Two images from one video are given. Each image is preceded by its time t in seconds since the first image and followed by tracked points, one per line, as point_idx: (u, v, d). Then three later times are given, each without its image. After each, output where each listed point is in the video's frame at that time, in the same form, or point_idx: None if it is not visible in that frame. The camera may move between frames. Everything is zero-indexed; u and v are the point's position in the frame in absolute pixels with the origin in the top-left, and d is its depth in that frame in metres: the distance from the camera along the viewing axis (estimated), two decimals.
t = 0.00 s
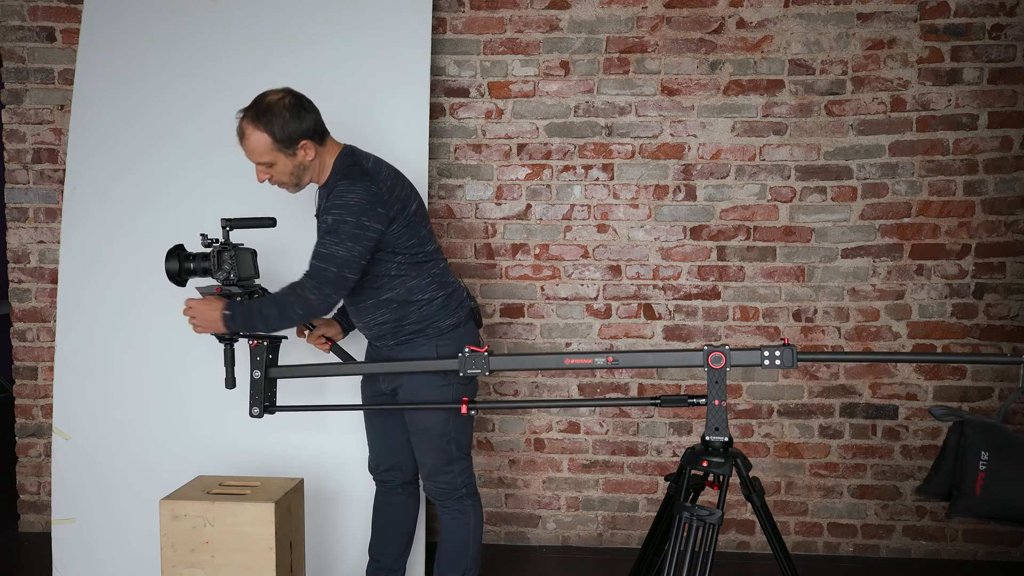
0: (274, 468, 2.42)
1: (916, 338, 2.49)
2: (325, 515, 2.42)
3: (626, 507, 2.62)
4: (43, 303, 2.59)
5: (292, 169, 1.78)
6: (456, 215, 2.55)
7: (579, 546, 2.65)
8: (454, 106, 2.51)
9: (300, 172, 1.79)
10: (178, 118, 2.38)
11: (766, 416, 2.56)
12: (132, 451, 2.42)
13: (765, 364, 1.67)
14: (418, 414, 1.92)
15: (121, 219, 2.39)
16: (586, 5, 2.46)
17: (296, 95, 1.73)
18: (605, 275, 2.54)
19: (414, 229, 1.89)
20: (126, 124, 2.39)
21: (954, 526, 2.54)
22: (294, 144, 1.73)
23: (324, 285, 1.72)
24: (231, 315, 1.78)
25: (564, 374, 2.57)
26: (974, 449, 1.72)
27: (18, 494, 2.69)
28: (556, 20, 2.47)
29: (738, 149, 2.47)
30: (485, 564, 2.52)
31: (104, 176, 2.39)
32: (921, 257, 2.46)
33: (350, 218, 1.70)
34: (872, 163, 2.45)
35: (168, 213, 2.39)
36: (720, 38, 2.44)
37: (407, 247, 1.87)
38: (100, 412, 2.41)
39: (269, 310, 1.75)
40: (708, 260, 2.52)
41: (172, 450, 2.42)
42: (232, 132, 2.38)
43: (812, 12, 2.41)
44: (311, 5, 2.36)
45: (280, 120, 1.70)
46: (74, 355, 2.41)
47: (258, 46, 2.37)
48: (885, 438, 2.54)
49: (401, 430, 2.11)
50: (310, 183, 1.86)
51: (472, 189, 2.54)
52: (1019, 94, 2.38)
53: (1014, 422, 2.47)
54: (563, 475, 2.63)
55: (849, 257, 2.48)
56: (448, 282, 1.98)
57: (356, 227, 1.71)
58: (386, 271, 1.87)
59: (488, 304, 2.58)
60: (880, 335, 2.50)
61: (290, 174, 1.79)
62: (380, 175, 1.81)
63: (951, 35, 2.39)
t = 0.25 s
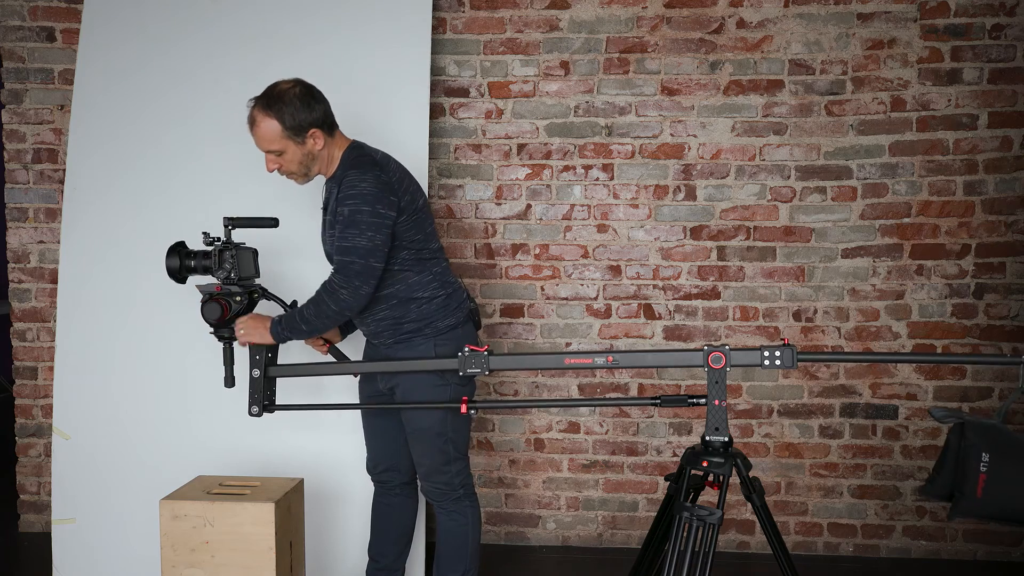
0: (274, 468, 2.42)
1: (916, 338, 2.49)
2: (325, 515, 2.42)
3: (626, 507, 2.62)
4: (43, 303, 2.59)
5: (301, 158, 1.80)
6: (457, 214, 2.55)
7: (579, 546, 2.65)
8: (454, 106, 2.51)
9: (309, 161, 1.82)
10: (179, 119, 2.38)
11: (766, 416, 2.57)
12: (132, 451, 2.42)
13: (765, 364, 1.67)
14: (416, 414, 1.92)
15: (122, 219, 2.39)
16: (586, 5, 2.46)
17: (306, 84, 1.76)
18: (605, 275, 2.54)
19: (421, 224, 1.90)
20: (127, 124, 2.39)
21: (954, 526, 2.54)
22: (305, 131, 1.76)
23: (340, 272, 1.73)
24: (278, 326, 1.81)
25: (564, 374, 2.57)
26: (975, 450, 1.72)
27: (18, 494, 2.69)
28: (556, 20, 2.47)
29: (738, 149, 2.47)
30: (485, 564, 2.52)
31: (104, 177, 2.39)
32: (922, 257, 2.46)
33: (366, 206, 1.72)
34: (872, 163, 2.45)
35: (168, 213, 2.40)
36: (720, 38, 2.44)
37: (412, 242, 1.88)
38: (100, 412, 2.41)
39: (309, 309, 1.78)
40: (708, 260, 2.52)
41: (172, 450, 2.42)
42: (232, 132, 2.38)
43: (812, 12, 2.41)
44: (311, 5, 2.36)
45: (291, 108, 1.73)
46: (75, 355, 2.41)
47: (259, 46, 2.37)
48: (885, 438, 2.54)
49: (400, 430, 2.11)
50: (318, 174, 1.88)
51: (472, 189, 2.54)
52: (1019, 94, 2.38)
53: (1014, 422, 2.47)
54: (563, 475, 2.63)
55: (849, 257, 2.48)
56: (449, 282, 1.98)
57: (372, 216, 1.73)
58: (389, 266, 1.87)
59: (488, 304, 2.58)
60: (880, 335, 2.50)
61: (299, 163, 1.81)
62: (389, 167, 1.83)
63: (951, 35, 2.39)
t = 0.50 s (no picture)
0: (274, 468, 2.42)
1: (916, 338, 2.49)
2: (324, 515, 2.42)
3: (626, 507, 2.63)
4: (43, 303, 2.59)
5: (311, 150, 1.81)
6: (456, 214, 2.55)
7: (579, 546, 2.65)
8: (454, 106, 2.51)
9: (318, 153, 1.83)
10: (179, 118, 2.38)
11: (766, 416, 2.57)
12: (133, 451, 2.42)
13: (765, 365, 1.67)
14: (414, 413, 1.92)
15: (121, 219, 2.39)
16: (586, 5, 2.46)
17: (318, 77, 1.78)
18: (605, 275, 2.54)
19: (425, 223, 1.91)
20: (127, 124, 2.39)
21: (954, 526, 2.54)
22: (315, 123, 1.77)
23: (338, 263, 1.75)
24: (271, 314, 1.83)
25: (564, 374, 2.58)
26: (974, 452, 1.72)
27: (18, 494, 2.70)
28: (556, 20, 2.47)
29: (738, 149, 2.47)
30: (485, 564, 2.52)
31: (104, 176, 2.39)
32: (922, 257, 2.46)
33: (368, 199, 1.74)
34: (872, 163, 2.45)
35: (168, 213, 2.40)
36: (720, 38, 2.44)
37: (415, 240, 1.89)
38: (100, 411, 2.41)
39: (302, 300, 1.80)
40: (708, 260, 2.52)
41: (172, 450, 2.42)
42: (232, 132, 2.38)
43: (812, 12, 2.41)
44: (311, 5, 2.36)
45: (303, 99, 1.74)
46: (75, 356, 2.41)
47: (259, 46, 2.37)
48: (885, 438, 2.54)
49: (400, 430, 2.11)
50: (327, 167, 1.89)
51: (472, 189, 2.54)
52: (1019, 94, 2.38)
53: (1014, 422, 2.47)
54: (563, 475, 2.63)
55: (849, 257, 2.48)
56: (449, 283, 1.98)
57: (374, 210, 1.74)
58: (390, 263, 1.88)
59: (488, 304, 2.58)
60: (880, 335, 2.50)
61: (309, 155, 1.82)
62: (396, 164, 1.85)
63: (951, 35, 2.39)
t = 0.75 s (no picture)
0: (275, 467, 2.42)
1: (916, 338, 2.49)
2: (325, 515, 2.42)
3: (626, 507, 2.62)
4: (43, 303, 2.59)
5: (318, 145, 1.84)
6: (457, 214, 2.55)
7: (579, 546, 2.65)
8: (454, 106, 2.51)
9: (324, 149, 1.85)
10: (179, 118, 2.38)
11: (766, 416, 2.56)
12: (133, 451, 2.42)
13: (765, 365, 1.67)
14: (413, 412, 1.92)
15: (121, 219, 2.39)
16: (586, 5, 2.46)
17: (326, 74, 1.80)
18: (605, 275, 2.54)
19: (428, 222, 1.92)
20: (127, 124, 2.39)
21: (954, 526, 2.54)
22: (324, 119, 1.80)
23: (332, 253, 1.75)
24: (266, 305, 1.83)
25: (564, 374, 2.57)
26: (972, 454, 1.71)
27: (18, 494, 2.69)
28: (556, 20, 2.47)
29: (738, 149, 2.47)
30: (485, 564, 2.52)
31: (104, 176, 2.39)
32: (921, 257, 2.46)
33: (371, 193, 1.75)
34: (872, 163, 2.45)
35: (168, 213, 2.40)
36: (720, 38, 2.44)
37: (417, 238, 1.89)
38: (100, 411, 2.41)
39: (296, 290, 1.80)
40: (708, 260, 2.52)
41: (172, 450, 2.42)
42: (231, 133, 2.38)
43: (812, 12, 2.41)
44: (312, 5, 2.37)
45: (311, 95, 1.77)
46: (75, 356, 2.41)
47: (258, 45, 2.37)
48: (885, 438, 2.54)
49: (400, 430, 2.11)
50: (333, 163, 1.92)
51: (472, 189, 2.54)
52: (1019, 94, 2.38)
53: (1014, 422, 2.47)
54: (563, 475, 2.63)
55: (849, 257, 2.48)
56: (450, 283, 1.98)
57: (378, 204, 1.75)
58: (392, 261, 1.88)
59: (488, 304, 2.58)
60: (880, 335, 2.50)
61: (315, 150, 1.84)
62: (402, 161, 1.86)
63: (951, 35, 2.39)
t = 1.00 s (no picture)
0: (275, 467, 2.42)
1: (916, 338, 2.49)
2: (325, 515, 2.42)
3: (626, 507, 2.62)
4: (43, 303, 2.59)
5: (325, 140, 1.84)
6: (457, 214, 2.55)
7: (579, 546, 2.65)
8: (454, 106, 2.51)
9: (332, 145, 1.86)
10: (179, 119, 2.38)
11: (766, 416, 2.57)
12: (133, 451, 2.42)
13: (765, 365, 1.67)
14: (413, 413, 1.92)
15: (121, 220, 2.39)
16: (586, 5, 2.46)
17: (337, 69, 1.82)
18: (605, 275, 2.54)
19: (432, 223, 1.92)
20: (127, 124, 2.39)
21: (954, 526, 2.54)
22: (331, 114, 1.80)
23: (342, 254, 1.75)
24: (275, 308, 1.82)
25: (564, 374, 2.58)
26: (972, 452, 1.71)
27: (18, 494, 2.69)
28: (556, 19, 2.47)
29: (738, 149, 2.47)
30: (485, 564, 2.52)
31: (104, 177, 2.39)
32: (921, 257, 2.46)
33: (380, 194, 1.75)
34: (872, 163, 2.45)
35: (168, 214, 2.40)
36: (720, 38, 2.44)
37: (422, 239, 1.89)
38: (101, 411, 2.41)
39: (303, 293, 1.79)
40: (708, 260, 2.52)
41: (172, 450, 2.42)
42: (231, 133, 2.38)
43: (812, 12, 2.41)
44: (312, 5, 2.36)
45: (321, 89, 1.78)
46: (75, 356, 2.41)
47: (258, 46, 2.37)
48: (885, 438, 2.54)
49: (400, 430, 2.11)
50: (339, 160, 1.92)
51: (472, 189, 2.54)
52: (1019, 94, 2.38)
53: (1014, 422, 2.47)
54: (563, 475, 2.63)
55: (849, 257, 2.48)
56: (451, 284, 1.98)
57: (386, 205, 1.75)
58: (395, 261, 1.88)
59: (488, 304, 2.58)
60: (880, 335, 2.50)
61: (322, 146, 1.85)
62: (408, 162, 1.87)
63: (951, 35, 2.39)
